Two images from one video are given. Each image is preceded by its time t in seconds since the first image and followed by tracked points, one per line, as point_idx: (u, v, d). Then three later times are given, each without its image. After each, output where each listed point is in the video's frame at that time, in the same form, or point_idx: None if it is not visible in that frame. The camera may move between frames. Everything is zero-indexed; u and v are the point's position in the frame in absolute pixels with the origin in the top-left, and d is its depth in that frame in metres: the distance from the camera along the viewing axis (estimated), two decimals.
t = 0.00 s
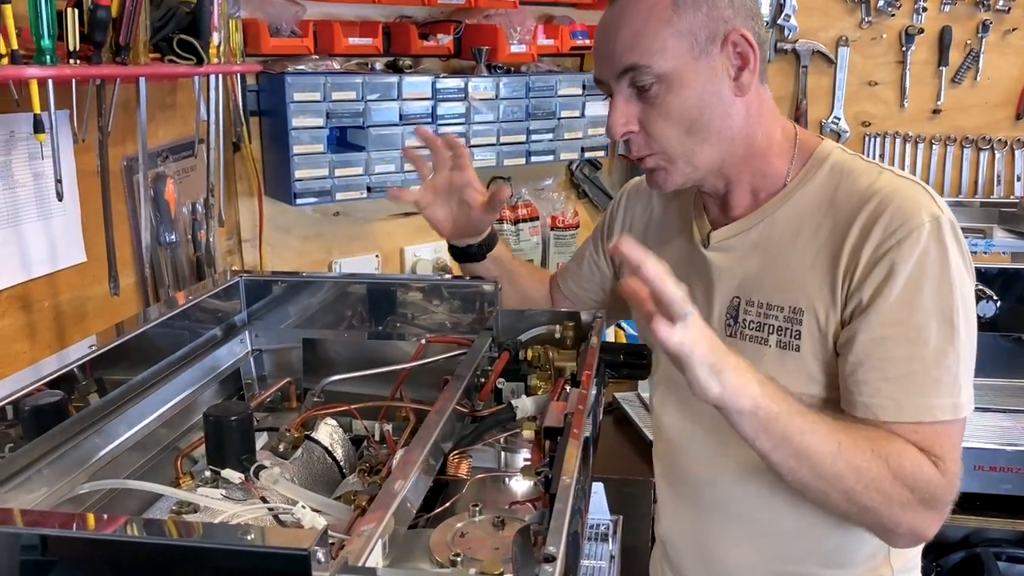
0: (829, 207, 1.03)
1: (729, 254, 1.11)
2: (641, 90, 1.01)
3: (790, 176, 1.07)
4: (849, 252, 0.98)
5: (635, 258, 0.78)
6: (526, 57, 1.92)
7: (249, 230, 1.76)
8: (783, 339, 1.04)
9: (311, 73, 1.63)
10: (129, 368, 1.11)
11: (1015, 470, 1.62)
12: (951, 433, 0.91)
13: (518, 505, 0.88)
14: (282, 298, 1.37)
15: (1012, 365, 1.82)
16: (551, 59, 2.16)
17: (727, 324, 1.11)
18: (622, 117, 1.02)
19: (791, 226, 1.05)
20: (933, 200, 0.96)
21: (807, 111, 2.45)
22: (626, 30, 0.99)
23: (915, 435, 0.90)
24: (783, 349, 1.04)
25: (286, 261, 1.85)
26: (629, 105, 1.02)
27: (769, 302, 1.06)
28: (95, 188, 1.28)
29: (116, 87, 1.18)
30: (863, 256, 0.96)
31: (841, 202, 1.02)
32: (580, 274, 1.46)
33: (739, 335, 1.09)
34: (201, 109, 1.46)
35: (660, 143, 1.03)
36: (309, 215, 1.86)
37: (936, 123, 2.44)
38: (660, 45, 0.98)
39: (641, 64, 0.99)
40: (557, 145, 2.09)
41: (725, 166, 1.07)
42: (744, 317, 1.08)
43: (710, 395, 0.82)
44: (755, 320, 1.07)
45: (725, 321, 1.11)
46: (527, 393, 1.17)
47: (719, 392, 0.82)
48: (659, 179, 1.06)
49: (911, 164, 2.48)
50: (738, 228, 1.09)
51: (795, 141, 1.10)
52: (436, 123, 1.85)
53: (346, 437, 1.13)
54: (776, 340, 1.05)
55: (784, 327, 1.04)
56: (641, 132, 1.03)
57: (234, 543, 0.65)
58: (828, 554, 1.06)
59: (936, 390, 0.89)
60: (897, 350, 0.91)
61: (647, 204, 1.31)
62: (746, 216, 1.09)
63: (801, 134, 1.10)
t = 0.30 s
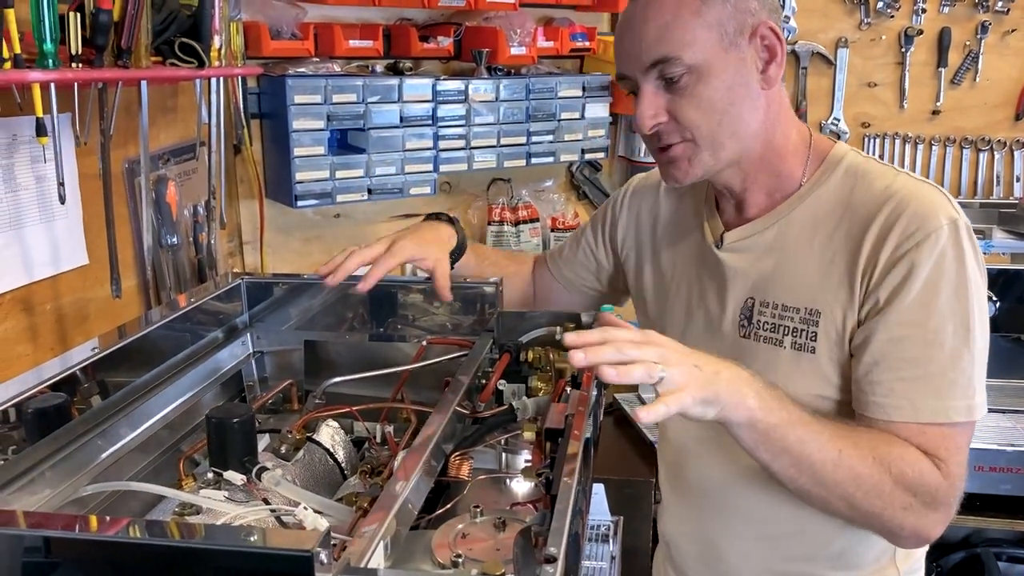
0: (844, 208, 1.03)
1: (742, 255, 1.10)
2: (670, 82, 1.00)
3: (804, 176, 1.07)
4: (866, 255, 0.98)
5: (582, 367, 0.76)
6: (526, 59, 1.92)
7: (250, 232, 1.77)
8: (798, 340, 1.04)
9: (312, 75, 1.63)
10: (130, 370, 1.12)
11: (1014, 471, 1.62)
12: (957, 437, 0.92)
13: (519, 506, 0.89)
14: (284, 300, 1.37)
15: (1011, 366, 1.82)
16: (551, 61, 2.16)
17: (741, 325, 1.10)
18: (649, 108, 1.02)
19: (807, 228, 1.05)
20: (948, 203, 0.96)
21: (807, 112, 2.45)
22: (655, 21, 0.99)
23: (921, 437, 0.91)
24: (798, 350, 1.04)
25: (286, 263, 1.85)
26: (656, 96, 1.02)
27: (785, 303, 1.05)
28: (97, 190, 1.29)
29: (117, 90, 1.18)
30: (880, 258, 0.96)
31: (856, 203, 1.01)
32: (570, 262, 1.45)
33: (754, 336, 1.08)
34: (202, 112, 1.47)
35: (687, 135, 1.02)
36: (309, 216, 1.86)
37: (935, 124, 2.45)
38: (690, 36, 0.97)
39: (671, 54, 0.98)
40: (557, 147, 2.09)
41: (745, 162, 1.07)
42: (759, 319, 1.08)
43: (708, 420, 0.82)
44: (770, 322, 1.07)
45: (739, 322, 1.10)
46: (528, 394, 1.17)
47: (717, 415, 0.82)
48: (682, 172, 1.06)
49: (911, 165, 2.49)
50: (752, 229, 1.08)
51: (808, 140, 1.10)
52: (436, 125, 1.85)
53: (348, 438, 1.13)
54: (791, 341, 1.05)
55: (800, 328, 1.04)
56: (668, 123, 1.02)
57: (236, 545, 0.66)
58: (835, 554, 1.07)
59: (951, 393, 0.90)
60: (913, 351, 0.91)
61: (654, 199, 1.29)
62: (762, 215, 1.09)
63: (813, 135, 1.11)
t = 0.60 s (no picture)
0: (846, 207, 1.02)
1: (747, 253, 1.09)
2: (683, 77, 1.00)
3: (808, 176, 1.06)
4: (865, 250, 0.98)
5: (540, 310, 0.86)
6: (524, 61, 1.93)
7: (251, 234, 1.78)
8: (802, 337, 1.03)
9: (311, 77, 1.64)
10: (130, 372, 1.12)
11: (1013, 470, 1.62)
12: (940, 435, 0.91)
13: (519, 506, 0.89)
14: (283, 301, 1.37)
15: (1009, 366, 1.83)
16: (550, 63, 2.17)
17: (744, 322, 1.09)
18: (662, 103, 1.01)
19: (809, 224, 1.04)
20: (950, 203, 0.96)
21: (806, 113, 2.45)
22: (670, 16, 0.98)
23: (891, 427, 0.90)
24: (801, 347, 1.03)
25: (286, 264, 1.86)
26: (670, 91, 1.01)
27: (788, 300, 1.04)
28: (98, 193, 1.29)
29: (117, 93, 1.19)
30: (879, 252, 0.96)
31: (858, 202, 1.01)
32: (553, 224, 1.40)
33: (757, 333, 1.07)
34: (203, 114, 1.47)
35: (699, 131, 1.01)
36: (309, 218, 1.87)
37: (933, 124, 2.45)
38: (706, 32, 0.97)
39: (688, 50, 0.97)
40: (557, 148, 2.09)
41: (754, 159, 1.06)
42: (762, 316, 1.07)
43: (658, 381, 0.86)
44: (773, 319, 1.05)
45: (743, 320, 1.09)
46: (528, 395, 1.17)
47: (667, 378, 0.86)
48: (692, 168, 1.05)
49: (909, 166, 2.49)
50: (756, 227, 1.08)
51: (814, 141, 1.09)
52: (436, 127, 1.86)
53: (348, 439, 1.14)
54: (795, 338, 1.03)
55: (803, 325, 1.02)
56: (681, 118, 1.01)
57: (237, 545, 0.66)
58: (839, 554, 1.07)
59: (942, 387, 0.89)
60: (901, 340, 0.91)
61: (657, 190, 1.27)
62: (767, 214, 1.08)
63: (819, 136, 1.10)
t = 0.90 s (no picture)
0: (851, 212, 1.01)
1: (750, 260, 1.07)
2: (682, 83, 0.98)
3: (808, 182, 1.05)
4: (880, 259, 0.97)
5: (616, 365, 0.88)
6: (524, 61, 1.94)
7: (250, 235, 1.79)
8: (815, 346, 1.02)
9: (311, 78, 1.64)
10: (131, 373, 1.12)
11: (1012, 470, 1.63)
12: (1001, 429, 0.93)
13: (518, 506, 0.90)
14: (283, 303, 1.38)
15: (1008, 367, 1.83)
16: (550, 63, 2.17)
17: (751, 331, 1.07)
18: (660, 110, 0.99)
19: (814, 231, 1.03)
20: (955, 206, 0.97)
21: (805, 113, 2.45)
22: (668, 23, 0.96)
23: (954, 438, 0.93)
24: (816, 355, 1.02)
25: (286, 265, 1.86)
26: (668, 98, 0.99)
27: (798, 309, 1.03)
28: (98, 194, 1.30)
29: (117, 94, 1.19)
30: (896, 266, 0.95)
31: (864, 207, 1.00)
32: (543, 212, 1.32)
33: (767, 342, 1.06)
34: (202, 115, 1.47)
35: (700, 139, 0.99)
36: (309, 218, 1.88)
37: (933, 124, 2.46)
38: (704, 38, 0.95)
39: (687, 57, 0.96)
40: (556, 148, 2.09)
41: (752, 165, 1.04)
42: (771, 325, 1.05)
43: (723, 444, 0.89)
44: (784, 327, 1.04)
45: (750, 329, 1.07)
46: (527, 395, 1.18)
47: (732, 443, 0.89)
48: (693, 176, 1.02)
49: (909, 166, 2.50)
50: (759, 234, 1.06)
51: (808, 146, 1.08)
52: (436, 128, 1.86)
53: (348, 440, 1.14)
54: (808, 346, 1.02)
55: (817, 333, 1.01)
56: (681, 127, 0.99)
57: (237, 545, 0.67)
58: (841, 550, 1.09)
59: (985, 392, 0.91)
60: (944, 355, 0.92)
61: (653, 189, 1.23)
62: (767, 221, 1.06)
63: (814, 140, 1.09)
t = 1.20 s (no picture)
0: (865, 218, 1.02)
1: (763, 267, 1.07)
2: (690, 93, 0.97)
3: (818, 186, 1.05)
4: (901, 266, 0.98)
5: (661, 444, 0.86)
6: (524, 61, 1.94)
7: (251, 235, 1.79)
8: (832, 353, 1.03)
9: (311, 78, 1.64)
10: (133, 372, 1.14)
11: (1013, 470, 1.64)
12: None
13: (519, 505, 0.90)
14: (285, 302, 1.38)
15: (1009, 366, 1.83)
16: (550, 62, 2.17)
17: (767, 338, 1.07)
18: (669, 121, 0.98)
19: (829, 238, 1.03)
20: (965, 206, 0.99)
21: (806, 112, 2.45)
22: (673, 32, 0.95)
23: (1001, 431, 0.95)
24: (833, 362, 1.04)
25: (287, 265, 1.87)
26: (676, 109, 0.98)
27: (815, 316, 1.03)
28: (99, 194, 1.30)
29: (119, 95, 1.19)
30: (919, 274, 0.96)
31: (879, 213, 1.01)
32: (545, 221, 1.26)
33: (783, 349, 1.06)
34: (203, 115, 1.47)
35: (711, 148, 0.99)
36: (310, 218, 1.88)
37: (933, 123, 2.46)
38: (711, 47, 0.95)
39: (694, 66, 0.95)
40: (556, 148, 2.09)
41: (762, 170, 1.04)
42: (787, 332, 1.05)
43: (782, 490, 0.91)
44: (801, 334, 1.04)
45: (765, 336, 1.07)
46: (528, 396, 1.18)
47: (788, 486, 0.91)
48: (706, 186, 1.02)
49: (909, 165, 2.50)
50: (770, 239, 1.06)
51: (814, 149, 1.08)
52: (436, 128, 1.86)
53: (349, 440, 1.14)
54: (825, 354, 1.04)
55: (835, 339, 1.03)
56: (691, 136, 0.99)
57: (239, 545, 0.67)
58: (853, 554, 1.09)
59: (1017, 387, 0.94)
60: (977, 357, 0.94)
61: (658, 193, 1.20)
62: (779, 226, 1.06)
63: (819, 143, 1.09)
